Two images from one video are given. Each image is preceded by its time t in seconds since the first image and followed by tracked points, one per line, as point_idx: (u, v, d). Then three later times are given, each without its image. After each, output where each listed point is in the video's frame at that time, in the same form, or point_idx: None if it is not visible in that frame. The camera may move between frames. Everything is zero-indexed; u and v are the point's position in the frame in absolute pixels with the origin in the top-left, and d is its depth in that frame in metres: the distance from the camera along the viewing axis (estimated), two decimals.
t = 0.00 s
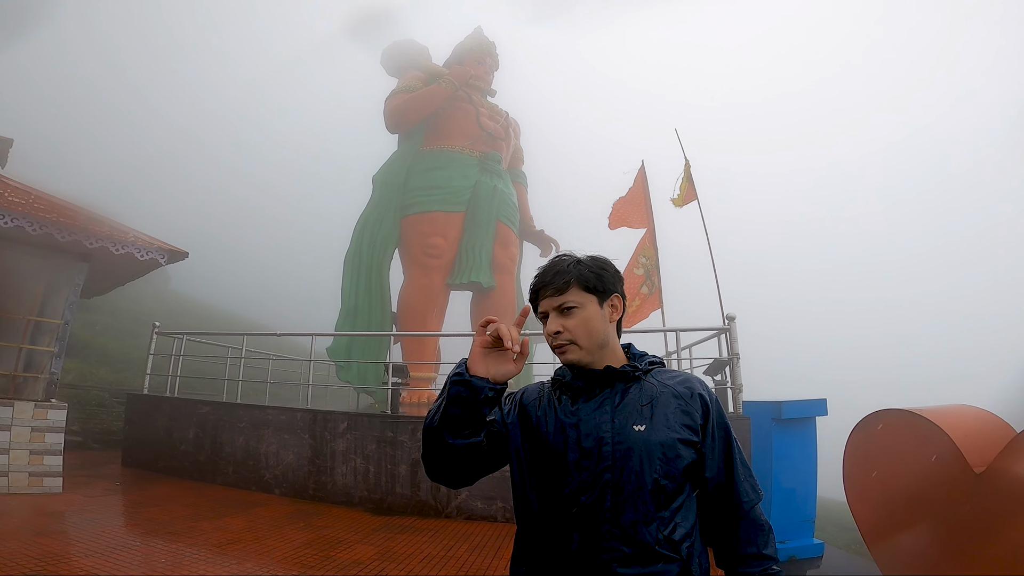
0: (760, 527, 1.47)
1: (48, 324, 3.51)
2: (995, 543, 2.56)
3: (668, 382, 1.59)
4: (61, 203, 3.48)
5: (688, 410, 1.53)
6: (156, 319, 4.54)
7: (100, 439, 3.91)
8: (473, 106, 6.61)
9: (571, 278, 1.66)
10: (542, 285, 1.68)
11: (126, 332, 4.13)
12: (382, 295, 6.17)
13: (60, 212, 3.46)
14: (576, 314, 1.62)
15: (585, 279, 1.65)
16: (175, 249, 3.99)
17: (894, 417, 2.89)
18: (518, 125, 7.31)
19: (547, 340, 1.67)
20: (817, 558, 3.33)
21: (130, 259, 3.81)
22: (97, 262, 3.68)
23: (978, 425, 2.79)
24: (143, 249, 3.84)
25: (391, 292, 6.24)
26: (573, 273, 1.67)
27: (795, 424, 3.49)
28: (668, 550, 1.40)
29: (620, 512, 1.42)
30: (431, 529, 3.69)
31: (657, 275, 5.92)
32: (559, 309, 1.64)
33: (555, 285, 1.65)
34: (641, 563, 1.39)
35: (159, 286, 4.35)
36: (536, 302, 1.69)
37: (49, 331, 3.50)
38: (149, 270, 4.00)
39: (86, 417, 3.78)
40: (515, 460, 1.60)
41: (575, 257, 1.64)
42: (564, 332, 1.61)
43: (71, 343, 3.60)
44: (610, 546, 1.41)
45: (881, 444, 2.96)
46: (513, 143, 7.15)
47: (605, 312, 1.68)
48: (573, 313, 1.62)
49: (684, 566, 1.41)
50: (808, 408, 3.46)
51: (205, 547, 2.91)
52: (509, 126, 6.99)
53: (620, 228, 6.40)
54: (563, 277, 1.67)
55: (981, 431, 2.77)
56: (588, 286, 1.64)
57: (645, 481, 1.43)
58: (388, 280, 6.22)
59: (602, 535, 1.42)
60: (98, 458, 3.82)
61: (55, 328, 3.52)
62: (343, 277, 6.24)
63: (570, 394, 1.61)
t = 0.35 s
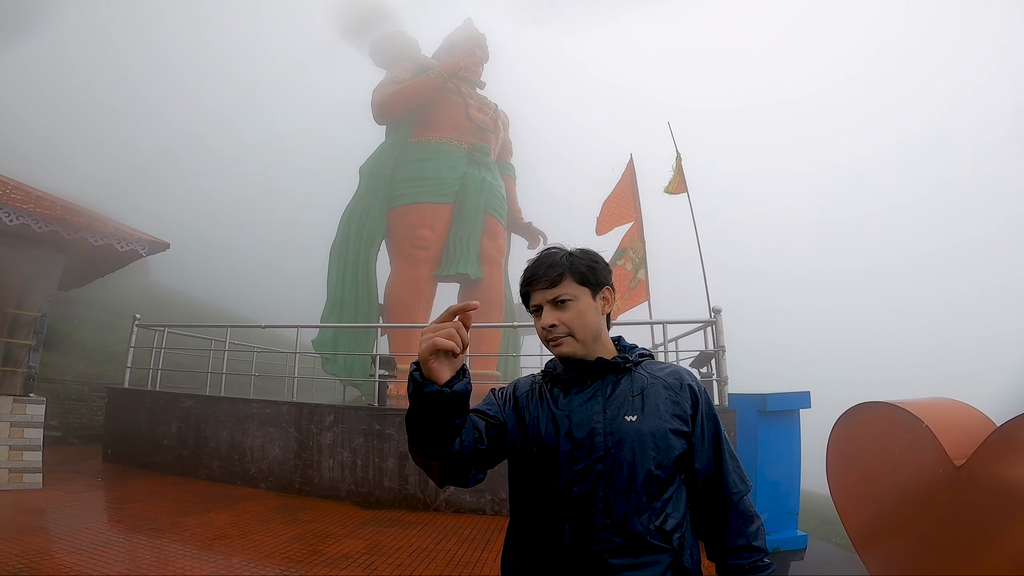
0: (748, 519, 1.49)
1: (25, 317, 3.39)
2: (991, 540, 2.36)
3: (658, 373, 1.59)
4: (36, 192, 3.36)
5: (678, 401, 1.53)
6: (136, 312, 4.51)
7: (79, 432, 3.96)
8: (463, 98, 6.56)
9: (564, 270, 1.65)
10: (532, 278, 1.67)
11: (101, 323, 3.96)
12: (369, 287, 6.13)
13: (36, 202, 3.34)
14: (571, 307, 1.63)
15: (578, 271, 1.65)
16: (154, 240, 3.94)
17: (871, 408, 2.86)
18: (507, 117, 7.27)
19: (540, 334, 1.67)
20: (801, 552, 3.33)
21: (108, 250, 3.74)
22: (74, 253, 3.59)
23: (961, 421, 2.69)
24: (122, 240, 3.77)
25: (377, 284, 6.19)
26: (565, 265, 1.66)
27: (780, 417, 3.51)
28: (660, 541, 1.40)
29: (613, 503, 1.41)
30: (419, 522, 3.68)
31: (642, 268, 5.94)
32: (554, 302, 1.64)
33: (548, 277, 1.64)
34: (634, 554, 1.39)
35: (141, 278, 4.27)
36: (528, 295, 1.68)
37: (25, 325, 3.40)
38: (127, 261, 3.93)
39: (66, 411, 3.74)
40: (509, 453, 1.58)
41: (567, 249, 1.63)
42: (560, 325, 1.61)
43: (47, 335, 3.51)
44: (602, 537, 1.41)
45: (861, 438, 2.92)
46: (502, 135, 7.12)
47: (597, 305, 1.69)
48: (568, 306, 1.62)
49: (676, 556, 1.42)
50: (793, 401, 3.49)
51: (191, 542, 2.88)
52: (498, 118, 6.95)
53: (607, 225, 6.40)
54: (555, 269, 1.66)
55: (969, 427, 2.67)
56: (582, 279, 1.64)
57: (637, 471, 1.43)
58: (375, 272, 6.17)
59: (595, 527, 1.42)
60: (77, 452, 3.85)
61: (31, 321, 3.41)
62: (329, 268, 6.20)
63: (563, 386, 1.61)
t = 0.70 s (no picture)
0: (740, 511, 1.49)
1: (18, 313, 3.39)
2: (992, 540, 2.32)
3: (649, 368, 1.59)
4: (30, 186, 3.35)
5: (670, 395, 1.53)
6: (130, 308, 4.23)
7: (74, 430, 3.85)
8: (459, 92, 6.53)
9: (569, 262, 1.66)
10: (536, 267, 1.66)
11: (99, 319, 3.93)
12: (364, 281, 6.11)
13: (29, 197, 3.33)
14: (573, 299, 1.64)
15: (583, 265, 1.67)
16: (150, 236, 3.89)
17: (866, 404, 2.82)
18: (503, 112, 7.26)
19: (538, 324, 1.66)
20: (796, 546, 3.33)
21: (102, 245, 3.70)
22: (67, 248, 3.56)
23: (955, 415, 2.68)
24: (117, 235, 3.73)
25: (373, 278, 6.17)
26: (570, 257, 1.67)
27: (774, 413, 3.53)
28: (655, 535, 1.41)
29: (607, 500, 1.42)
30: (417, 518, 3.69)
31: (638, 263, 5.92)
32: (557, 293, 1.64)
33: (553, 267, 1.64)
34: (629, 548, 1.39)
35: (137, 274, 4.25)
36: (530, 284, 1.67)
37: (19, 320, 3.39)
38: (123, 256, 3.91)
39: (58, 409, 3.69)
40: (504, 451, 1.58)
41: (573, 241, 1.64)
42: (562, 317, 1.62)
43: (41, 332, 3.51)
44: (597, 533, 1.41)
45: (858, 436, 2.85)
46: (499, 130, 7.10)
47: (595, 299, 1.72)
48: (572, 298, 1.63)
49: (671, 550, 1.42)
50: (789, 395, 3.49)
51: (188, 539, 2.88)
52: (494, 113, 6.93)
53: (601, 217, 6.33)
54: (560, 260, 1.67)
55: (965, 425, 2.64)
56: (585, 272, 1.67)
57: (631, 467, 1.43)
58: (371, 266, 6.15)
59: (590, 523, 1.42)
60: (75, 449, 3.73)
61: (25, 317, 3.40)
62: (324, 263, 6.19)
63: (555, 382, 1.61)
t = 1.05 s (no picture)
0: (733, 503, 1.49)
1: (13, 306, 3.37)
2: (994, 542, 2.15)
3: (640, 364, 1.59)
4: (24, 180, 3.21)
5: (662, 391, 1.54)
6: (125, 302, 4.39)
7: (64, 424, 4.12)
8: (458, 89, 6.52)
9: (556, 258, 1.66)
10: (524, 262, 1.67)
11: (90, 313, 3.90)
12: (361, 278, 6.10)
13: (24, 190, 3.19)
14: (561, 295, 1.64)
15: (570, 261, 1.67)
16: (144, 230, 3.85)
17: (862, 404, 2.82)
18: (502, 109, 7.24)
19: (526, 320, 1.66)
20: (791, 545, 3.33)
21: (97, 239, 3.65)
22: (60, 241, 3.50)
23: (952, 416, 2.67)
24: (112, 229, 3.68)
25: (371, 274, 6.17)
26: (558, 253, 1.67)
27: (769, 411, 3.53)
28: (653, 530, 1.40)
29: (605, 497, 1.41)
30: (412, 514, 3.69)
31: (635, 260, 5.93)
32: (544, 289, 1.64)
33: (540, 263, 1.65)
34: (629, 544, 1.39)
35: (132, 268, 4.24)
36: (517, 280, 1.68)
37: (14, 314, 3.37)
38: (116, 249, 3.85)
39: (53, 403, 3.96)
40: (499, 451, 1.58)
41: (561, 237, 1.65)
42: (549, 313, 1.62)
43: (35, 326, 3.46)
44: (597, 531, 1.40)
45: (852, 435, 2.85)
46: (497, 127, 7.08)
47: (584, 296, 1.72)
48: (559, 294, 1.63)
49: (669, 544, 1.41)
50: (783, 394, 3.50)
51: (182, 535, 2.88)
52: (493, 110, 6.92)
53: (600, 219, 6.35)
54: (547, 256, 1.67)
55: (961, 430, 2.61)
56: (573, 268, 1.66)
57: (627, 463, 1.43)
58: (368, 262, 6.13)
59: (589, 521, 1.41)
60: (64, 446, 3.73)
61: (20, 311, 3.38)
62: (322, 259, 6.18)
63: (546, 380, 1.60)
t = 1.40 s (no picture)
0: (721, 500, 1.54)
1: (12, 308, 3.37)
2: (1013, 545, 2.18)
3: (629, 365, 1.61)
4: (23, 181, 3.22)
5: (652, 391, 1.56)
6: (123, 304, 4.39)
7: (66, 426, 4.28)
8: (457, 90, 6.52)
9: (545, 258, 1.67)
10: (513, 263, 1.68)
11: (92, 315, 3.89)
12: (361, 279, 6.09)
13: (23, 192, 3.20)
14: (549, 295, 1.64)
15: (558, 261, 1.68)
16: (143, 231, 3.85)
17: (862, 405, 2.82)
18: (501, 110, 7.24)
19: (515, 321, 1.66)
20: (791, 546, 3.34)
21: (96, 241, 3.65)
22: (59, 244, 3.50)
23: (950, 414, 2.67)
24: (110, 231, 3.68)
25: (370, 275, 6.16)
26: (546, 254, 1.68)
27: (768, 412, 3.53)
28: (647, 530, 1.42)
29: (600, 499, 1.41)
30: (412, 515, 3.69)
31: (635, 260, 5.94)
32: (533, 288, 1.65)
33: (529, 263, 1.65)
34: (624, 545, 1.40)
35: (132, 270, 4.23)
36: (506, 280, 1.68)
37: (12, 316, 3.37)
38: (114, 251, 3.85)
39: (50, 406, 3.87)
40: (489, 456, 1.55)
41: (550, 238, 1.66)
42: (538, 313, 1.62)
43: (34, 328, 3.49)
44: (591, 533, 1.40)
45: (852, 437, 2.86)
46: (497, 127, 7.08)
47: (573, 297, 1.72)
48: (547, 294, 1.63)
49: (662, 543, 1.44)
50: (783, 395, 3.49)
51: (181, 536, 2.87)
52: (492, 111, 6.92)
53: (601, 217, 6.32)
54: (536, 257, 1.68)
55: (965, 432, 2.60)
56: (561, 268, 1.67)
57: (621, 464, 1.44)
58: (367, 264, 6.12)
59: (584, 524, 1.41)
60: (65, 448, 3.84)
61: (18, 312, 3.39)
62: (320, 260, 6.17)
63: (536, 383, 1.58)
